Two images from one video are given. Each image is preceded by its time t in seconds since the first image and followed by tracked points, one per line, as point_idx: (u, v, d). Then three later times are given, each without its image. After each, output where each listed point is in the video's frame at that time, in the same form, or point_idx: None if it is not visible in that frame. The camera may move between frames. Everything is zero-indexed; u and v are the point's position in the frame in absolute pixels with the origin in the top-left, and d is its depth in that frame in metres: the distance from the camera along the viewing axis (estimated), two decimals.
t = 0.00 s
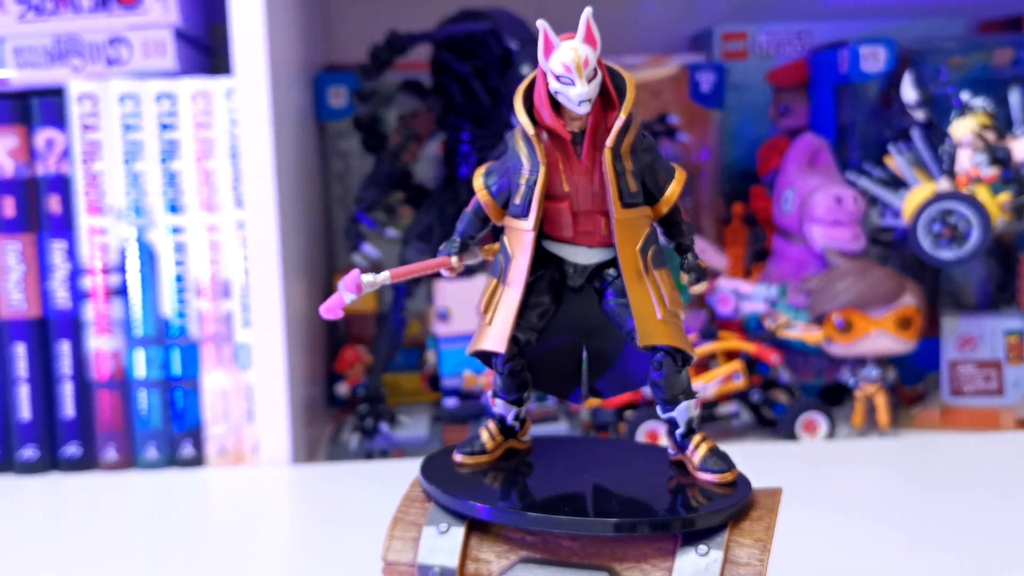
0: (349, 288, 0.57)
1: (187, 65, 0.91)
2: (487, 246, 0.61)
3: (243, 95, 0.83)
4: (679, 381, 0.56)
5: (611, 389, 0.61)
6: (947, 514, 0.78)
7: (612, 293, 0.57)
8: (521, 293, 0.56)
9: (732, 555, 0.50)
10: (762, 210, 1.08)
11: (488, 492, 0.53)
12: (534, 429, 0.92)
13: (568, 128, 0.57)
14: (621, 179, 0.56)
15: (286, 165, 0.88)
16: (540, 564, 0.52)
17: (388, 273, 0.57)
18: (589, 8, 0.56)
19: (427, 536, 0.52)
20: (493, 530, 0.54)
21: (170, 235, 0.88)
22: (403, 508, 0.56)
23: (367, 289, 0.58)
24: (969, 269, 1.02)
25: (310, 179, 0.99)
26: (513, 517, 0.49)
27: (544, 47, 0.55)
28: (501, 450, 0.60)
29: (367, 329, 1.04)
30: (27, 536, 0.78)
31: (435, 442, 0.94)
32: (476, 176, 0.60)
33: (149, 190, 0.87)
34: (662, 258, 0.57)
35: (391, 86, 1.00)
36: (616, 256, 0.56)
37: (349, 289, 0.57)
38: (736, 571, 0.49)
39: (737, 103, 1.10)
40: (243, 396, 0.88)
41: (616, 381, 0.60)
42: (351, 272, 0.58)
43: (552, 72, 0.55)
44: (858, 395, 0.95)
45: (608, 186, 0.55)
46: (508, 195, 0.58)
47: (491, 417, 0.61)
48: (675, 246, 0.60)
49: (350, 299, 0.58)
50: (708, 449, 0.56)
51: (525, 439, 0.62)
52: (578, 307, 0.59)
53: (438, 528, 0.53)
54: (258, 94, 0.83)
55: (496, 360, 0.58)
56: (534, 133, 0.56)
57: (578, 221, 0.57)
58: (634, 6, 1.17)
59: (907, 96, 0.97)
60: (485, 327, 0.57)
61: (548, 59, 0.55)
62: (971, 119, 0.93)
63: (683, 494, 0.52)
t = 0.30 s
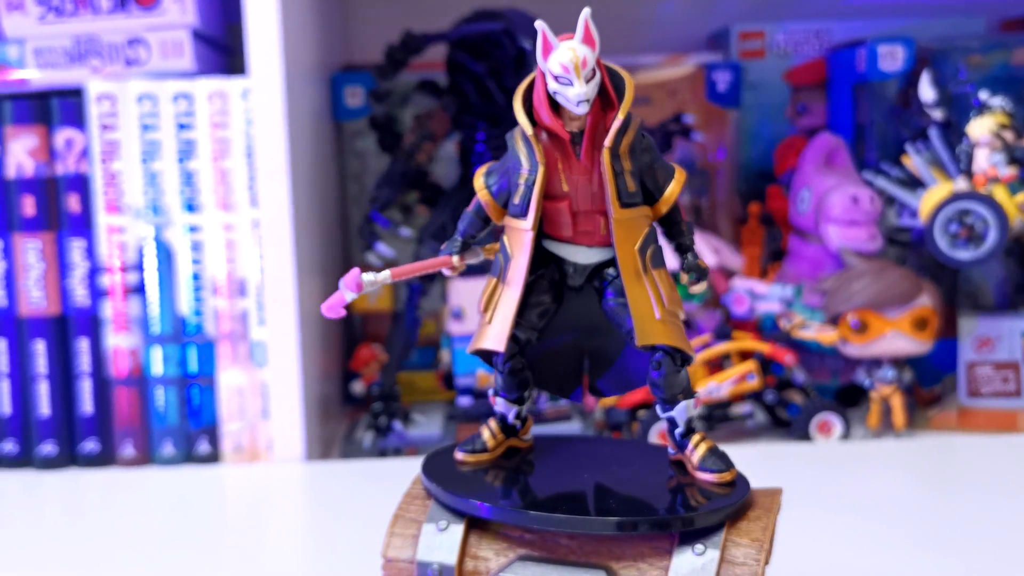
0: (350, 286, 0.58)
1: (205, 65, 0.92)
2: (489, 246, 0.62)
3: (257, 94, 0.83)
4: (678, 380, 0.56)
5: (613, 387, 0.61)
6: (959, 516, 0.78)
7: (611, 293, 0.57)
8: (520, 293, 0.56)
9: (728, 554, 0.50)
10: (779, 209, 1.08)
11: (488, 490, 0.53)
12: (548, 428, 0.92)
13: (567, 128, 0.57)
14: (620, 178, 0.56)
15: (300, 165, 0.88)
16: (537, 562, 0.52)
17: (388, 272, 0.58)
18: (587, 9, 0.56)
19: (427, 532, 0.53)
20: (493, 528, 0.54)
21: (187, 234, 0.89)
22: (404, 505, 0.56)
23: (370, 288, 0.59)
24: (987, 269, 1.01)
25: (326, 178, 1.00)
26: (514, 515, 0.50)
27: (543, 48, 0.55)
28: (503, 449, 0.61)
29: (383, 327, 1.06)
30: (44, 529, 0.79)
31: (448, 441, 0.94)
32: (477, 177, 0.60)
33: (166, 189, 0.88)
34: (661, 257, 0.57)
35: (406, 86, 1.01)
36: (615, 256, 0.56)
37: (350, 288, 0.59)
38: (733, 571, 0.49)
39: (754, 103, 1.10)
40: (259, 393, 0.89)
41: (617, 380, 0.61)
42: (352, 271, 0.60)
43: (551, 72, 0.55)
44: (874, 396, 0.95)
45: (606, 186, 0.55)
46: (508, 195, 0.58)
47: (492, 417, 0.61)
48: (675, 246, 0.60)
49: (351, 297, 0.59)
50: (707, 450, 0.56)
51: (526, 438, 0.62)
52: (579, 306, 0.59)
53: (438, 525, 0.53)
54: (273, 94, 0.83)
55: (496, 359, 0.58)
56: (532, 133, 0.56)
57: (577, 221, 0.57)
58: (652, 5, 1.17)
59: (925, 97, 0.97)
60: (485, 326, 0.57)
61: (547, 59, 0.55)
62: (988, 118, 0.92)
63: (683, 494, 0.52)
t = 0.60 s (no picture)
0: (350, 285, 0.58)
1: (221, 65, 0.93)
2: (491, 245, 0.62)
3: (271, 94, 0.84)
4: (677, 380, 0.56)
5: (614, 387, 0.61)
6: (970, 517, 0.77)
7: (611, 292, 0.57)
8: (519, 292, 0.56)
9: (725, 554, 0.50)
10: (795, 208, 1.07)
11: (489, 488, 0.53)
12: (559, 428, 0.92)
13: (565, 128, 0.57)
14: (618, 178, 0.56)
15: (313, 164, 0.89)
16: (534, 561, 0.52)
17: (389, 271, 0.58)
18: (585, 10, 0.56)
19: (427, 530, 0.53)
20: (492, 526, 0.55)
21: (202, 233, 0.89)
22: (404, 502, 0.56)
23: (370, 286, 0.59)
24: (1003, 268, 0.99)
25: (340, 177, 1.01)
26: (514, 514, 0.50)
27: (541, 49, 0.56)
28: (504, 448, 0.61)
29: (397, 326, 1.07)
30: (61, 525, 0.80)
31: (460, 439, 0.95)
32: (477, 177, 0.60)
33: (182, 188, 0.89)
34: (660, 257, 0.57)
35: (421, 87, 1.01)
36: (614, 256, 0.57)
37: (351, 287, 0.59)
38: (728, 570, 0.49)
39: (770, 102, 1.10)
40: (273, 391, 0.90)
41: (619, 380, 0.61)
42: (352, 270, 0.60)
43: (549, 73, 0.55)
44: (889, 397, 0.94)
45: (603, 186, 0.55)
46: (508, 195, 0.58)
47: (492, 416, 0.62)
48: (675, 245, 0.60)
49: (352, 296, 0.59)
50: (706, 449, 0.56)
51: (528, 437, 0.63)
52: (579, 305, 0.59)
53: (438, 523, 0.54)
54: (287, 94, 0.84)
55: (497, 358, 0.58)
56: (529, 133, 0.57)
57: (576, 220, 0.57)
58: (667, 4, 1.17)
59: (941, 96, 0.96)
60: (485, 325, 0.57)
61: (546, 60, 0.55)
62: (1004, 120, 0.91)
63: (683, 493, 0.52)
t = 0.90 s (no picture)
0: (352, 284, 0.58)
1: (236, 66, 0.94)
2: (492, 244, 0.62)
3: (284, 94, 0.85)
4: (676, 379, 0.57)
5: (615, 387, 0.62)
6: (981, 520, 0.77)
7: (611, 292, 0.57)
8: (519, 291, 0.57)
9: (722, 553, 0.50)
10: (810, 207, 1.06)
11: (489, 486, 0.54)
12: (571, 427, 0.92)
13: (565, 128, 0.58)
14: (616, 178, 0.56)
15: (326, 163, 0.89)
16: (532, 559, 0.52)
17: (391, 271, 0.58)
18: (584, 11, 0.57)
19: (426, 527, 0.54)
20: (491, 524, 0.55)
21: (217, 232, 0.90)
22: (405, 500, 0.56)
23: (370, 286, 0.59)
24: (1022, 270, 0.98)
25: (354, 176, 1.01)
26: (513, 512, 0.50)
27: (539, 49, 0.56)
28: (505, 446, 0.61)
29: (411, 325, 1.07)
30: (78, 520, 0.81)
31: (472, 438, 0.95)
32: (477, 177, 0.61)
33: (197, 187, 0.90)
34: (659, 257, 0.57)
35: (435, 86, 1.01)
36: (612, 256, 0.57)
37: (352, 286, 0.58)
38: (726, 570, 0.49)
39: (786, 101, 1.09)
40: (287, 388, 0.91)
41: (620, 379, 0.61)
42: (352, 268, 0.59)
43: (547, 73, 0.55)
44: (903, 398, 0.94)
45: (602, 186, 0.56)
46: (508, 195, 0.58)
47: (493, 415, 0.62)
48: (675, 246, 0.60)
49: (353, 294, 0.59)
50: (704, 449, 0.56)
51: (529, 435, 0.63)
52: (579, 304, 0.59)
53: (438, 520, 0.54)
54: (300, 94, 0.85)
55: (498, 356, 0.59)
56: (528, 133, 0.57)
57: (576, 220, 0.57)
58: (683, 3, 1.17)
59: (958, 95, 0.96)
60: (485, 324, 0.58)
61: (544, 60, 0.55)
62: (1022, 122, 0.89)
63: (682, 492, 0.52)
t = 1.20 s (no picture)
0: (353, 283, 0.58)
1: (253, 66, 0.94)
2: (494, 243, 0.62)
3: (298, 94, 0.85)
4: (674, 379, 0.57)
5: (617, 385, 0.61)
6: (993, 522, 0.76)
7: (611, 292, 0.57)
8: (519, 290, 0.57)
9: (719, 552, 0.50)
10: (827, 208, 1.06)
11: (492, 484, 0.54)
12: (584, 426, 0.92)
13: (564, 128, 0.58)
14: (614, 178, 0.56)
15: (340, 163, 0.90)
16: (531, 557, 0.52)
17: (393, 269, 0.58)
18: (582, 11, 0.57)
19: (426, 524, 0.54)
20: (490, 521, 0.55)
21: (233, 231, 0.91)
22: (407, 497, 0.57)
23: (372, 284, 0.59)
24: None
25: (371, 176, 1.02)
26: (512, 510, 0.51)
27: (539, 50, 0.56)
28: (507, 444, 0.62)
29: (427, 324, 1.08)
30: (95, 516, 0.82)
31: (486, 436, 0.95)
32: (478, 176, 0.61)
33: (214, 186, 0.91)
34: (659, 256, 0.57)
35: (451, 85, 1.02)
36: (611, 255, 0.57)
37: (353, 285, 0.58)
38: (722, 569, 0.49)
39: (804, 100, 1.09)
40: (302, 386, 0.91)
41: (621, 378, 0.61)
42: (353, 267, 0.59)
43: (546, 73, 0.55)
44: (919, 399, 0.93)
45: (601, 186, 0.56)
46: (508, 194, 0.59)
47: (495, 413, 0.62)
48: (675, 245, 0.60)
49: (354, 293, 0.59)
50: (704, 448, 0.56)
51: (531, 434, 0.63)
52: (579, 303, 0.60)
53: (438, 518, 0.54)
54: (314, 94, 0.85)
55: (499, 355, 0.59)
56: (527, 133, 0.58)
57: (575, 220, 0.57)
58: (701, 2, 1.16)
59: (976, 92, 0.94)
60: (486, 323, 0.58)
61: (543, 61, 0.56)
62: None
63: (681, 491, 0.53)
